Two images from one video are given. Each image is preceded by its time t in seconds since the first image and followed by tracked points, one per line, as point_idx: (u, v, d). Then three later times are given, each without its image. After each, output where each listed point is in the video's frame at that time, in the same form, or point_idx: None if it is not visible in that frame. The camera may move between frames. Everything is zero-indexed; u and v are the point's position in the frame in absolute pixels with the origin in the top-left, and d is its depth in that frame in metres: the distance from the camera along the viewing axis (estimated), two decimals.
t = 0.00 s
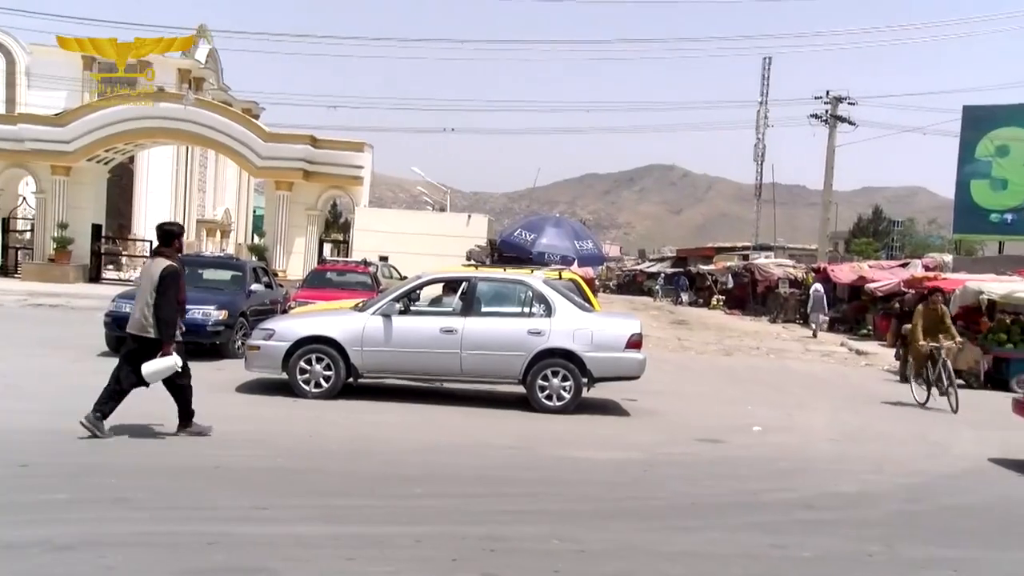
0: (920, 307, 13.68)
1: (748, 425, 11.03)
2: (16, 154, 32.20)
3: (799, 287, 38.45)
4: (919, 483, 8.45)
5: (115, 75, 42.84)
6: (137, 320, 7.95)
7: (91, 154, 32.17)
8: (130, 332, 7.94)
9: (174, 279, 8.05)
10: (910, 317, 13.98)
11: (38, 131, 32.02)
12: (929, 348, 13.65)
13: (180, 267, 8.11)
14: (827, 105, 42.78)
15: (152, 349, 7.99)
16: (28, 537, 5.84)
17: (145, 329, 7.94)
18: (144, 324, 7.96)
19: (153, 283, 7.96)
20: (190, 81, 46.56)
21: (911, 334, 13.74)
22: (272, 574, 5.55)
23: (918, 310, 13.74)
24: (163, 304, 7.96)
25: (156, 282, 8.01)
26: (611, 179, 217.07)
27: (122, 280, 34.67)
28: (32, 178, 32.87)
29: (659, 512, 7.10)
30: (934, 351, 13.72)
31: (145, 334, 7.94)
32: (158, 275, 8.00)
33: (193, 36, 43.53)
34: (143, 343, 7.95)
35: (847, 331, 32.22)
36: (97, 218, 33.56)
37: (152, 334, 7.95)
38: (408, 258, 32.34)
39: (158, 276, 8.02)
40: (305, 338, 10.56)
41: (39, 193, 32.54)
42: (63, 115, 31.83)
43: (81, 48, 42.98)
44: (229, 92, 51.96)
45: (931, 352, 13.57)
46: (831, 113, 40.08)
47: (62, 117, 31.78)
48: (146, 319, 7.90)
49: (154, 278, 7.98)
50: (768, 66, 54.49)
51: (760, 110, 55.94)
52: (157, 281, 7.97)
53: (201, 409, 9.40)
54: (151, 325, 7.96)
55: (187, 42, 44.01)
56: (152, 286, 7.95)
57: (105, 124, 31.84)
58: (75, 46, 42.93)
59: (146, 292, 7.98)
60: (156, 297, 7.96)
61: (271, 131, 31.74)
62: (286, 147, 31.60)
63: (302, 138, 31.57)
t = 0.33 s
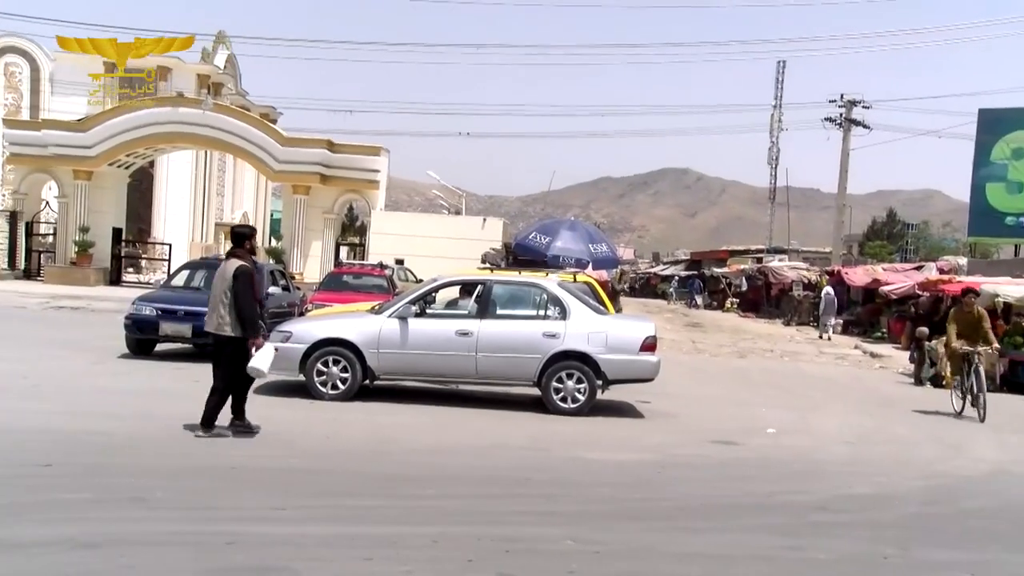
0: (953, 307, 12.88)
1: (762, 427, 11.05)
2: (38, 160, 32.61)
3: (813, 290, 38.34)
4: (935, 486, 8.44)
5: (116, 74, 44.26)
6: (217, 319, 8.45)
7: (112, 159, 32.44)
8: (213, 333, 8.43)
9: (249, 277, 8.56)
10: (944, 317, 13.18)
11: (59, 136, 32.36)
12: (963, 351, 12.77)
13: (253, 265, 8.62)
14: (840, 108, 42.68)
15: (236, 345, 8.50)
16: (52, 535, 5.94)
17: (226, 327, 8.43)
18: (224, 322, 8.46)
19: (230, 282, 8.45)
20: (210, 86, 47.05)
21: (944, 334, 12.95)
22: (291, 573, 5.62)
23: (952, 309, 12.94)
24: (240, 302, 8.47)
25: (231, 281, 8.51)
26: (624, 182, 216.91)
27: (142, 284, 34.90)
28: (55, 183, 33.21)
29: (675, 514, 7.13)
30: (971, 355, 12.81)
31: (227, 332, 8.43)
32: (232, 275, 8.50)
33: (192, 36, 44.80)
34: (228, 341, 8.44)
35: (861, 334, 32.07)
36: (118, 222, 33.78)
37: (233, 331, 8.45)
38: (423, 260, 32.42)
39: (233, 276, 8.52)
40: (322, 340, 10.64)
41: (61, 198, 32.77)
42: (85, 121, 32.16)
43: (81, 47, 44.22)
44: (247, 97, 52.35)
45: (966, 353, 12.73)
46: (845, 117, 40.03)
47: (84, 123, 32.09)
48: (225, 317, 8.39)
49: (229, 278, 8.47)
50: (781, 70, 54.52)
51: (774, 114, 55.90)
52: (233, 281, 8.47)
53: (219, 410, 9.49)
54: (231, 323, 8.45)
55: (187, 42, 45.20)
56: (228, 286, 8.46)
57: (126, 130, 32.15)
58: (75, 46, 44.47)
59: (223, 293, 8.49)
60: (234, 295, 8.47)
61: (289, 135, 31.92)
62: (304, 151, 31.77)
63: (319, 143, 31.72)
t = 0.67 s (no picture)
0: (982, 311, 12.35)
1: (773, 429, 11.09)
2: (59, 166, 32.89)
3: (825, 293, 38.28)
4: (947, 487, 8.48)
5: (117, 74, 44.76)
6: (289, 326, 8.73)
7: (132, 165, 32.79)
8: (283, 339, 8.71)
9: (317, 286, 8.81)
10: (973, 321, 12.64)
11: (80, 142, 32.67)
12: (994, 359, 12.28)
13: (320, 274, 8.86)
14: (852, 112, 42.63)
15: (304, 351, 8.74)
16: (73, 534, 6.06)
17: (295, 334, 8.68)
18: (295, 329, 8.74)
19: (298, 291, 8.72)
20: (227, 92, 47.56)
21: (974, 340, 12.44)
22: (308, 572, 5.71)
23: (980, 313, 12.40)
24: (308, 309, 8.70)
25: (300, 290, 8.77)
26: (636, 186, 216.74)
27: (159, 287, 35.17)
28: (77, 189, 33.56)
29: (688, 515, 7.19)
30: (1002, 363, 12.32)
31: (296, 339, 8.69)
32: (301, 283, 8.77)
33: (192, 36, 45.18)
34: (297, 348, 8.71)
35: (872, 336, 31.98)
36: (138, 227, 34.06)
37: (302, 337, 8.71)
38: (437, 263, 32.50)
39: (301, 284, 8.77)
40: (337, 343, 10.72)
41: (83, 203, 33.16)
42: (106, 127, 32.54)
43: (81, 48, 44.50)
44: (265, 103, 52.80)
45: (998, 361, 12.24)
46: (856, 121, 39.96)
47: (105, 129, 32.38)
48: (294, 323, 8.66)
49: (298, 286, 8.74)
50: (793, 74, 54.53)
51: (785, 118, 55.88)
52: (301, 289, 8.73)
53: (238, 412, 9.60)
54: (300, 330, 8.70)
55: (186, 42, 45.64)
56: (296, 294, 8.72)
57: (145, 136, 32.44)
58: (75, 46, 44.70)
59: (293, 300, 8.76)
60: (302, 303, 8.71)
61: (304, 141, 32.11)
62: (320, 157, 31.95)
63: (334, 148, 31.89)
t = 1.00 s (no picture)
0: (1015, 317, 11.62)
1: (785, 430, 11.16)
2: (82, 171, 33.26)
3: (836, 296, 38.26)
4: (959, 489, 8.52)
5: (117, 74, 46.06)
6: (350, 329, 9.11)
7: (152, 170, 33.07)
8: (343, 341, 9.12)
9: (380, 294, 9.09)
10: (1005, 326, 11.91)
11: (103, 148, 33.08)
12: None
13: (384, 284, 9.13)
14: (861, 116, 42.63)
15: (360, 355, 9.12)
16: (97, 533, 6.19)
17: (354, 338, 9.09)
18: (355, 333, 9.11)
19: (361, 298, 9.04)
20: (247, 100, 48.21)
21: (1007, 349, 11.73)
22: (326, 571, 5.81)
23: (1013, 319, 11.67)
24: (369, 316, 9.04)
25: (364, 297, 9.08)
26: (646, 189, 216.72)
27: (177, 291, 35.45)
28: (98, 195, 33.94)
29: (700, 516, 7.27)
30: None
31: (354, 343, 9.09)
32: (365, 290, 9.08)
33: (191, 36, 45.79)
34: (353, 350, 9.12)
35: (882, 338, 31.92)
36: (157, 232, 34.25)
37: (360, 342, 9.08)
38: (450, 267, 32.65)
39: (366, 291, 9.08)
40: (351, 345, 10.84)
41: (105, 208, 33.50)
42: (127, 134, 32.83)
43: (80, 48, 45.62)
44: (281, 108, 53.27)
45: None
46: (866, 125, 39.97)
47: (126, 135, 32.71)
48: (353, 328, 9.03)
49: (362, 293, 9.05)
50: (802, 78, 54.65)
51: (795, 122, 55.97)
52: (364, 296, 9.04)
53: (255, 413, 9.73)
54: (358, 335, 9.08)
55: (186, 42, 46.20)
56: (360, 301, 9.04)
57: (166, 142, 32.70)
58: (76, 46, 45.84)
59: (356, 305, 9.10)
60: (364, 310, 9.05)
61: (321, 146, 32.35)
62: (335, 162, 32.18)
63: (350, 152, 32.11)
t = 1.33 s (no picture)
0: None
1: (795, 431, 11.23)
2: (104, 177, 33.51)
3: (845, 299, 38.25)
4: (970, 489, 8.57)
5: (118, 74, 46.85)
6: (418, 331, 9.32)
7: (171, 176, 33.32)
8: (412, 342, 9.33)
9: (443, 293, 9.30)
10: None
11: (124, 154, 33.26)
12: None
13: (446, 282, 9.34)
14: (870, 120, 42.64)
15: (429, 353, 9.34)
16: (120, 531, 6.32)
17: (426, 338, 9.31)
18: (423, 332, 9.34)
19: (426, 299, 9.26)
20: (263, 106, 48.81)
21: None
22: (345, 570, 5.92)
23: None
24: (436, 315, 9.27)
25: (428, 298, 9.30)
26: (655, 192, 216.70)
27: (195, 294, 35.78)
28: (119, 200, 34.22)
29: (712, 517, 7.35)
30: None
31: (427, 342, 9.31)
32: (428, 291, 9.29)
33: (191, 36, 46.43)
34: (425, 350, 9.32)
35: (892, 340, 31.93)
36: (175, 235, 34.65)
37: (430, 341, 9.31)
38: (464, 269, 32.76)
39: (429, 291, 9.30)
40: (366, 348, 10.97)
41: (125, 213, 33.81)
42: (146, 140, 33.11)
43: (79, 48, 46.25)
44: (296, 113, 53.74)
45: None
46: (875, 129, 39.95)
47: (146, 141, 32.92)
48: (422, 328, 9.26)
49: (425, 295, 9.27)
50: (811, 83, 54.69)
51: (804, 126, 56.00)
52: (429, 297, 9.27)
53: (273, 414, 9.86)
54: (429, 334, 9.31)
55: (187, 42, 46.90)
56: (424, 301, 9.27)
57: (186, 147, 32.95)
58: (74, 46, 46.46)
59: (421, 307, 9.33)
60: (431, 311, 9.28)
61: (336, 151, 32.49)
62: (349, 167, 32.35)
63: (365, 158, 32.25)
